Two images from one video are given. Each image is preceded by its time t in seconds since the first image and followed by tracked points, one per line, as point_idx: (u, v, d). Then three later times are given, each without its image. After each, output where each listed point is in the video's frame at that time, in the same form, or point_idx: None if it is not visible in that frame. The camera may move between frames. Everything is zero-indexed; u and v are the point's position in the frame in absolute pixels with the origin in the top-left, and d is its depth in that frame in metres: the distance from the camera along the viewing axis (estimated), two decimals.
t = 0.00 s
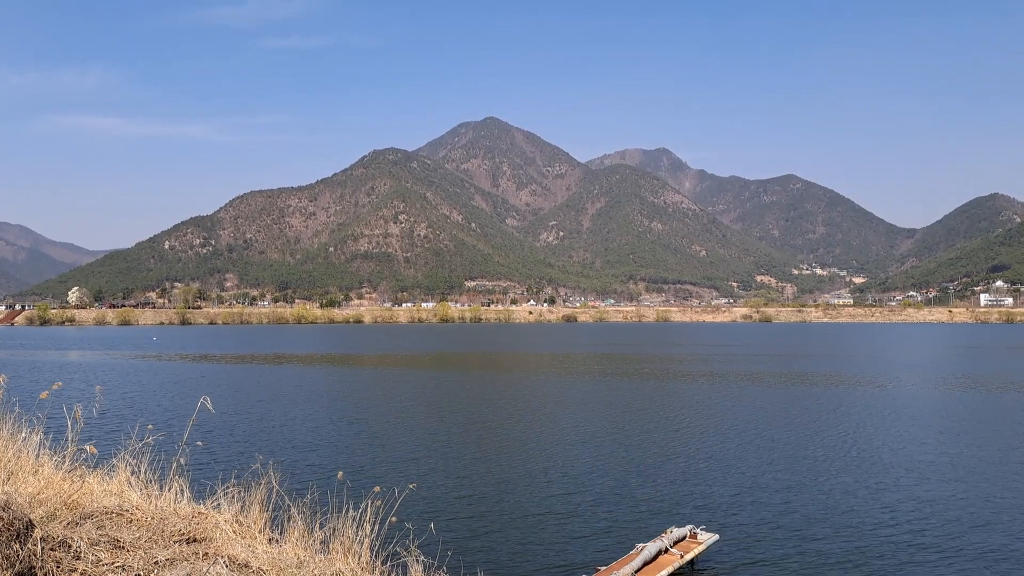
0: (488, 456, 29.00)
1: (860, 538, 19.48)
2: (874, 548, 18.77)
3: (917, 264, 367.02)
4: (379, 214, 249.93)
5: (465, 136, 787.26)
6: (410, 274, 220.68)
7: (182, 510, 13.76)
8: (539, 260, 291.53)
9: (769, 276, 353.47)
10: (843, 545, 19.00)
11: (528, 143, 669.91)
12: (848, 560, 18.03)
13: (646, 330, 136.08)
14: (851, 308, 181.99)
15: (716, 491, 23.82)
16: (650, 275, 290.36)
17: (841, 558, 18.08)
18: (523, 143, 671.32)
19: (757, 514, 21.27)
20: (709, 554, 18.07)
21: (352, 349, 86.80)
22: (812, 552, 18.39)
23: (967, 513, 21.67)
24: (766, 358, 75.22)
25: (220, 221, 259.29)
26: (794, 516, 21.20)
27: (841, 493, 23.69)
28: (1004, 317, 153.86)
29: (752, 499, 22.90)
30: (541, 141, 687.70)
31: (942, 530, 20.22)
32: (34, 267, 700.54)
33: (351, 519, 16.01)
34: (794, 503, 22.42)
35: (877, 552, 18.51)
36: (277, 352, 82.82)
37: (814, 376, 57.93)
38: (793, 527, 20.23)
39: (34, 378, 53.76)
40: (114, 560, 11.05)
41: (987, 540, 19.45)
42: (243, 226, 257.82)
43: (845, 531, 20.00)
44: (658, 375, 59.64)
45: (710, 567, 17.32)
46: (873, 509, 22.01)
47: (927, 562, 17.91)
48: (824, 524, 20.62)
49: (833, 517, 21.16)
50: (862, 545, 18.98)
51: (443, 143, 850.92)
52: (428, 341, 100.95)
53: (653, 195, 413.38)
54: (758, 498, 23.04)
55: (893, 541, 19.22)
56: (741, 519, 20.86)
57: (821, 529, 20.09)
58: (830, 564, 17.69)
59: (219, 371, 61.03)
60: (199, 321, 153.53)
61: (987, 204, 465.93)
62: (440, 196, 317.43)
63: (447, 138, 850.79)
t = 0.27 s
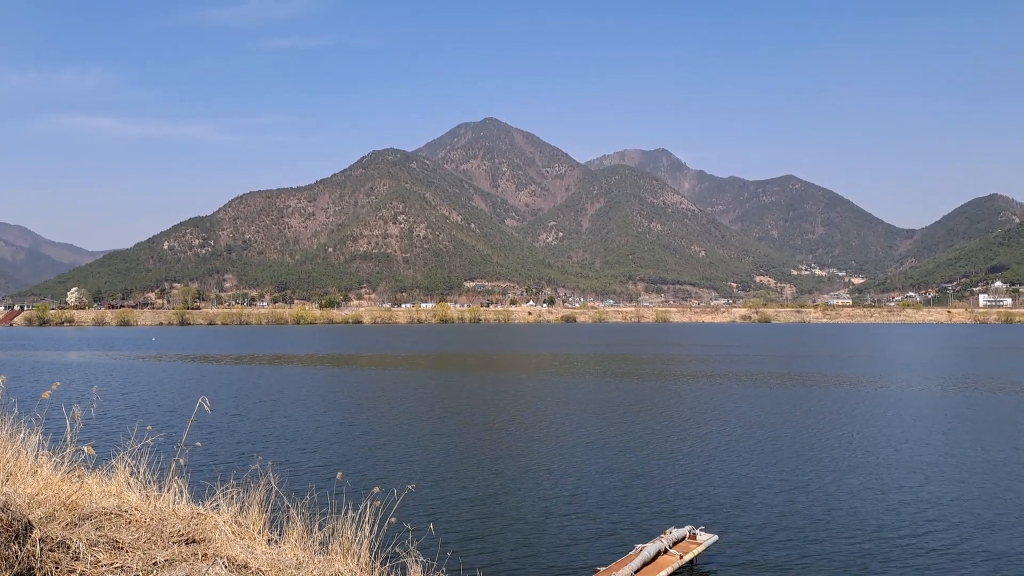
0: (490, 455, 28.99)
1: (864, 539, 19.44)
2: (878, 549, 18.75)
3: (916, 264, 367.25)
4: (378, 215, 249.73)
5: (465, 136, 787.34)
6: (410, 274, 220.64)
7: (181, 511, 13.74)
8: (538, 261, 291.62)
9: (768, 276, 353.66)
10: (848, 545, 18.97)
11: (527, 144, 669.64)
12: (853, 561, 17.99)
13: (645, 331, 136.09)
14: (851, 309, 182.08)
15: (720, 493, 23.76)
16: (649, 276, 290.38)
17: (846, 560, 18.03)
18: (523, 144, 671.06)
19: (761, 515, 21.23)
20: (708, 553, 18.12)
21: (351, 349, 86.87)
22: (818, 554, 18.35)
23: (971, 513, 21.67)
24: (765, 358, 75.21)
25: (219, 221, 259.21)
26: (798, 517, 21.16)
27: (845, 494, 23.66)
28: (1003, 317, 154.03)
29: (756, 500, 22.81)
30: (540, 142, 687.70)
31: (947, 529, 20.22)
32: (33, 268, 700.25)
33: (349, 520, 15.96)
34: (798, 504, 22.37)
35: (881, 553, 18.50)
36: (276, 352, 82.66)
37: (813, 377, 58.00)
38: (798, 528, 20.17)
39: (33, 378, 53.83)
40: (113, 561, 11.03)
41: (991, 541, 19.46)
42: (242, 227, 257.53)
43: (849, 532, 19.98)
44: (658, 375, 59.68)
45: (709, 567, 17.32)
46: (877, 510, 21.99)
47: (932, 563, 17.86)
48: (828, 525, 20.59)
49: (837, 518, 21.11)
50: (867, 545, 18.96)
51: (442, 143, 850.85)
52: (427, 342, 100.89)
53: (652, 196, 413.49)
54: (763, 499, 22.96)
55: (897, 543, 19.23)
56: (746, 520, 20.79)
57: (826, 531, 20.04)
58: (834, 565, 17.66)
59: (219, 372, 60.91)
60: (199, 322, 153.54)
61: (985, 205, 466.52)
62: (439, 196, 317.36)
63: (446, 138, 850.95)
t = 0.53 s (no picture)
0: (492, 457, 29.00)
1: (866, 540, 19.48)
2: (882, 551, 18.77)
3: (914, 265, 367.57)
4: (377, 216, 249.47)
5: (464, 137, 787.23)
6: (409, 275, 220.59)
7: (180, 512, 13.76)
8: (538, 262, 291.79)
9: (767, 277, 353.80)
10: (851, 547, 18.99)
11: (526, 145, 669.86)
12: (856, 563, 17.99)
13: (645, 331, 135.83)
14: (850, 309, 182.08)
15: (723, 494, 23.75)
16: (648, 276, 290.40)
17: (848, 561, 18.05)
18: (522, 145, 671.28)
19: (763, 517, 21.22)
20: (707, 555, 18.13)
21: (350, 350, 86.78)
22: (820, 555, 18.37)
23: (973, 514, 21.71)
24: (765, 359, 75.29)
25: (218, 222, 259.02)
26: (800, 519, 21.17)
27: (847, 495, 23.68)
28: (1002, 318, 154.09)
29: (758, 502, 22.83)
30: (539, 142, 687.74)
31: (948, 531, 20.25)
32: (32, 269, 699.11)
33: (348, 521, 15.99)
34: (800, 506, 22.41)
35: (885, 554, 18.51)
36: (276, 353, 82.75)
37: (814, 378, 57.78)
38: (800, 530, 20.18)
39: (33, 379, 53.89)
40: (111, 562, 11.03)
41: (992, 541, 19.52)
42: (241, 228, 257.37)
43: (852, 533, 20.00)
44: (657, 376, 59.53)
45: (707, 568, 17.36)
46: (879, 510, 22.04)
47: (934, 564, 17.90)
48: (831, 526, 20.59)
49: (839, 520, 21.13)
50: (869, 547, 18.96)
51: (442, 144, 850.72)
52: (427, 343, 100.83)
53: (651, 196, 413.53)
54: (765, 500, 22.96)
55: (900, 544, 19.23)
56: (748, 522, 20.80)
57: (829, 532, 20.06)
58: (834, 566, 17.69)
59: (218, 373, 60.86)
60: (197, 323, 153.41)
61: (984, 206, 466.77)
62: (438, 197, 317.28)
63: (445, 139, 850.66)
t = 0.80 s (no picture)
0: (492, 457, 28.97)
1: (868, 542, 19.46)
2: (886, 552, 18.68)
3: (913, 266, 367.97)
4: (376, 216, 249.17)
5: (463, 138, 787.09)
6: (408, 276, 220.64)
7: (179, 512, 13.74)
8: (536, 262, 291.80)
9: (766, 278, 353.92)
10: (854, 547, 19.02)
11: (525, 146, 670.25)
12: (860, 565, 17.91)
13: (644, 331, 135.77)
14: (848, 310, 182.15)
15: (724, 494, 23.70)
16: (647, 277, 290.50)
17: (851, 563, 17.99)
18: (521, 146, 671.64)
19: (766, 518, 21.20)
20: (705, 556, 18.13)
21: (349, 351, 86.66)
22: (823, 556, 18.37)
23: (975, 515, 21.66)
24: (764, 360, 75.27)
25: (217, 223, 258.90)
26: (804, 521, 21.09)
27: (848, 495, 23.66)
28: (1000, 319, 154.24)
29: (761, 502, 22.76)
30: (538, 143, 688.29)
31: (952, 533, 20.16)
32: (30, 269, 698.41)
33: (346, 522, 15.98)
34: (801, 508, 22.33)
35: (889, 556, 18.47)
36: (276, 353, 82.75)
37: (814, 379, 57.66)
38: (803, 531, 20.16)
39: (31, 379, 53.82)
40: (110, 562, 11.02)
41: (996, 543, 19.46)
42: (240, 228, 257.25)
43: (854, 535, 19.93)
44: (656, 377, 59.49)
45: (705, 568, 17.38)
46: (880, 512, 21.99)
47: (936, 565, 17.86)
48: (833, 527, 20.58)
49: (842, 521, 21.08)
50: (871, 548, 18.94)
51: (441, 145, 850.80)
52: (426, 343, 100.78)
53: (650, 197, 413.77)
54: (768, 501, 22.94)
55: (904, 545, 19.18)
56: (750, 523, 20.75)
57: (830, 533, 20.07)
58: (834, 568, 17.66)
59: (217, 373, 60.65)
60: (196, 323, 153.34)
61: (983, 206, 467.22)
62: (437, 197, 317.39)
63: (444, 140, 850.80)
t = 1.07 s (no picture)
0: (492, 458, 29.03)
1: (870, 543, 19.52)
2: (888, 554, 18.77)
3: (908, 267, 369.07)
4: (372, 217, 248.93)
5: (459, 138, 786.66)
6: (404, 277, 220.55)
7: (174, 513, 13.73)
8: (533, 263, 291.91)
9: (762, 279, 354.49)
10: (857, 549, 19.08)
11: (521, 147, 670.32)
12: (861, 566, 17.96)
13: (639, 332, 135.92)
14: (844, 310, 182.69)
15: (724, 496, 23.72)
16: (643, 278, 290.78)
17: (853, 565, 18.03)
18: (517, 146, 671.78)
19: (768, 520, 21.22)
20: (701, 557, 18.16)
21: (345, 351, 86.63)
22: (824, 557, 18.46)
23: (974, 516, 21.80)
24: (759, 361, 75.56)
25: (213, 223, 258.42)
26: (804, 522, 21.15)
27: (848, 497, 23.77)
28: (996, 320, 154.68)
29: (761, 504, 22.82)
30: (534, 144, 688.46)
31: (953, 534, 20.25)
32: (25, 269, 696.35)
33: (341, 523, 15.93)
34: (802, 509, 22.36)
35: (890, 557, 18.55)
36: (271, 354, 82.61)
37: (811, 380, 57.83)
38: (803, 532, 20.23)
39: (27, 380, 53.79)
40: (105, 563, 11.00)
41: (996, 544, 19.57)
42: (235, 228, 256.78)
43: (855, 537, 19.99)
44: (652, 378, 59.67)
45: (700, 569, 17.46)
46: (881, 512, 22.10)
47: (934, 567, 17.92)
48: (835, 528, 20.64)
49: (844, 522, 21.12)
50: (874, 550, 19.00)
51: (437, 145, 850.76)
52: (422, 344, 100.87)
53: (646, 198, 414.18)
54: (768, 503, 22.97)
55: (905, 547, 19.25)
56: (749, 525, 20.78)
57: (832, 534, 20.11)
58: (831, 568, 17.74)
59: (213, 374, 60.50)
60: (192, 323, 153.05)
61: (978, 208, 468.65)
62: (433, 198, 317.22)
63: (440, 140, 850.64)
